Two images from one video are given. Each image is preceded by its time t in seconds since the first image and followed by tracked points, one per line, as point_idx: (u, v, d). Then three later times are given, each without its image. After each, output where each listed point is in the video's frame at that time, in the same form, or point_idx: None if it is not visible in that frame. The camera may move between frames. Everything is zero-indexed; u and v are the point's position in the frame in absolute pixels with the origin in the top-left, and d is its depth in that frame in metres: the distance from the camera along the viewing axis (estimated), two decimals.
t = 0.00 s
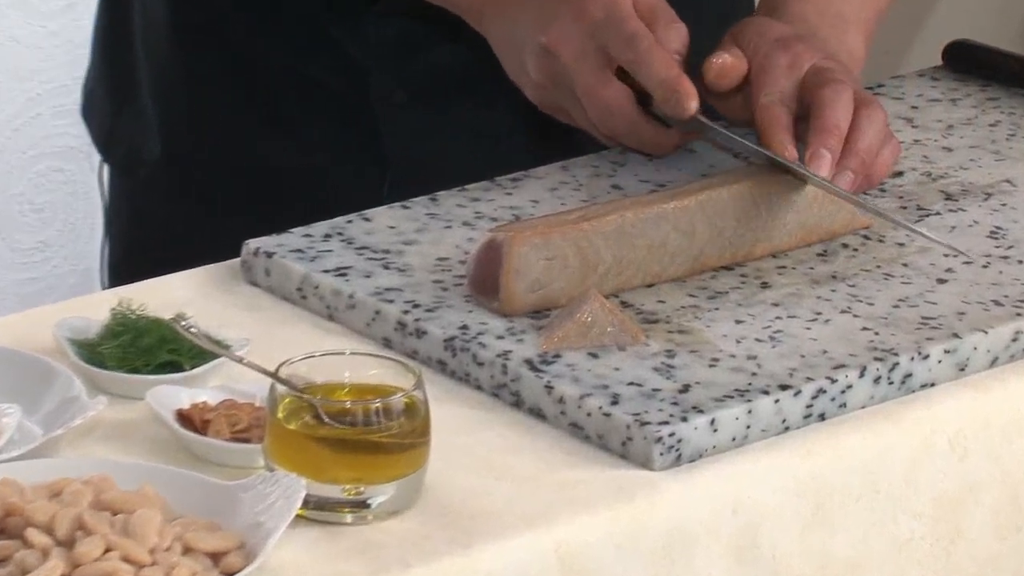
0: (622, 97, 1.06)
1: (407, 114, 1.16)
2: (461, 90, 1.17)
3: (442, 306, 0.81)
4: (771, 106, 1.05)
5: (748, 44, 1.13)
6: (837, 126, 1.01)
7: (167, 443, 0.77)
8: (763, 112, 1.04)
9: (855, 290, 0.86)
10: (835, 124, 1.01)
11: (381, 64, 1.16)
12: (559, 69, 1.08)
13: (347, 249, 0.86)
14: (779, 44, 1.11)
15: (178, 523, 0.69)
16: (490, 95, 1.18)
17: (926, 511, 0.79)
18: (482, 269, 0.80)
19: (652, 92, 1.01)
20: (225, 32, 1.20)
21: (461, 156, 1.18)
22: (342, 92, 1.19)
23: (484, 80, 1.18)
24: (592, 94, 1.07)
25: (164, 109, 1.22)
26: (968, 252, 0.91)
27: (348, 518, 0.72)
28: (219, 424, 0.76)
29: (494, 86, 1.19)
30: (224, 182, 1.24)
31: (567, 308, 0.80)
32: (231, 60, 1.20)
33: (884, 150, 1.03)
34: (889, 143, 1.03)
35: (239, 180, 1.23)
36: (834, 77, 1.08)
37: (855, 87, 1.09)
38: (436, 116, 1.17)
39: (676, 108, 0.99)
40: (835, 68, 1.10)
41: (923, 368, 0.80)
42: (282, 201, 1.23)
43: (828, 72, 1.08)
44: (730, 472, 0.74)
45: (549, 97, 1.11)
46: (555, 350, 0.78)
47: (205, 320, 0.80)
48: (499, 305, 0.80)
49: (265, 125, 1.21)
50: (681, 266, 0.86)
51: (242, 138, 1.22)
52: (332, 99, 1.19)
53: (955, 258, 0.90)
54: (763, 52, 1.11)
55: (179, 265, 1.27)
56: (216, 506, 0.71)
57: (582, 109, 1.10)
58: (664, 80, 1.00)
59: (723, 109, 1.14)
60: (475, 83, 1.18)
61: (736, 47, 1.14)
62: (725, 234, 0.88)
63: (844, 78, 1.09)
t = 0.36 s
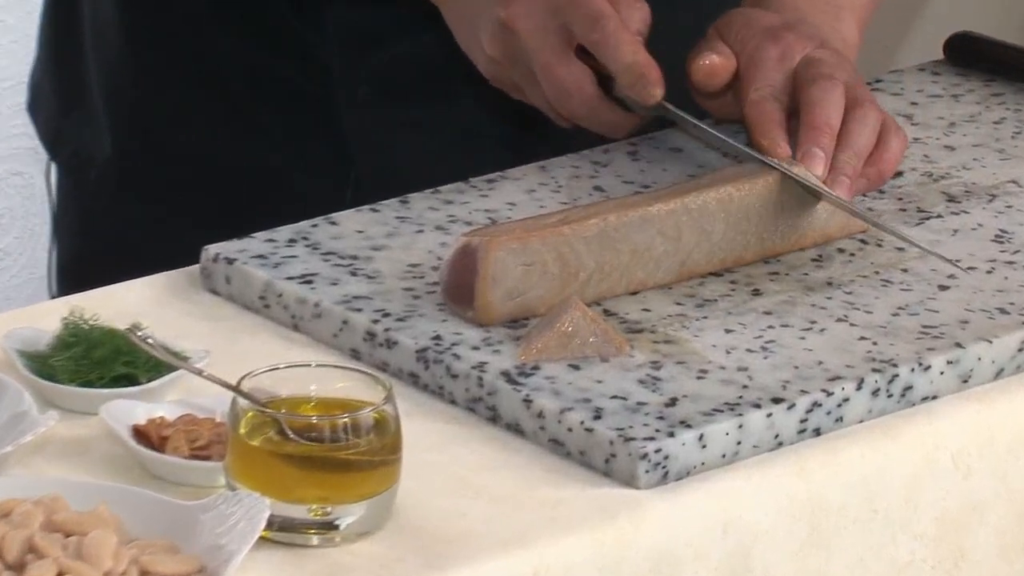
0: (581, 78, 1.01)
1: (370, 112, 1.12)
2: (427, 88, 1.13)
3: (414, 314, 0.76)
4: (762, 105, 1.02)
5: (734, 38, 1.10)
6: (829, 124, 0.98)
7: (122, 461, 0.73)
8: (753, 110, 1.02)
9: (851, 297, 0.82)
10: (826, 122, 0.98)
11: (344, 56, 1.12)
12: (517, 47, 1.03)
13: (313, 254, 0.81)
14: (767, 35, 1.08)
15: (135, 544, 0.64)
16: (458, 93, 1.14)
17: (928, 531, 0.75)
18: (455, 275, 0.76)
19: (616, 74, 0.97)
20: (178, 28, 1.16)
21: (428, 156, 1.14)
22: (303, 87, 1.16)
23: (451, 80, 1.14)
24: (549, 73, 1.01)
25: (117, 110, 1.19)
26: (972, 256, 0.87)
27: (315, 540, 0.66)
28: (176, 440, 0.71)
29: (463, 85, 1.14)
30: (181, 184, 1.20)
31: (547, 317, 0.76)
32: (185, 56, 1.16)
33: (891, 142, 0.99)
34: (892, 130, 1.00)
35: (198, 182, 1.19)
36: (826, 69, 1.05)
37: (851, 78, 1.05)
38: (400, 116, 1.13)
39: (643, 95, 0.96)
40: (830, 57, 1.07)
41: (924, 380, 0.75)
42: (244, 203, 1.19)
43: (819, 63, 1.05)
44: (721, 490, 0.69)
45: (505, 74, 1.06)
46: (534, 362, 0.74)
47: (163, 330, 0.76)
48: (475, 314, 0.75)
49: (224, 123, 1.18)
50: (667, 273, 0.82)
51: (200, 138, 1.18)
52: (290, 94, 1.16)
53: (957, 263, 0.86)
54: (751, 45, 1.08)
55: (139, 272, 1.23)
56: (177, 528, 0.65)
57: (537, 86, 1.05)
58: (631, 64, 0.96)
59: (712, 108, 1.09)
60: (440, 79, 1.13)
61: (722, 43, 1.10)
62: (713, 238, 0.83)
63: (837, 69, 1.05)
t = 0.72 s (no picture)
0: (534, 51, 0.98)
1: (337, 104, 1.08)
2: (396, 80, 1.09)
3: (386, 319, 0.72)
4: (757, 94, 0.99)
5: (729, 24, 1.07)
6: (829, 115, 0.94)
7: (76, 475, 0.68)
8: (749, 98, 0.98)
9: (850, 300, 0.77)
10: (830, 113, 0.95)
11: (312, 42, 1.08)
12: (463, 14, 0.99)
13: (278, 255, 0.77)
14: (763, 20, 1.05)
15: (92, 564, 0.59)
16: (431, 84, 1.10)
17: (933, 548, 0.70)
18: (430, 279, 0.72)
19: (571, 46, 0.94)
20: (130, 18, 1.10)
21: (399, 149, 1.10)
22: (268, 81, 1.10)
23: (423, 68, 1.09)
24: (500, 47, 0.99)
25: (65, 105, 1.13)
26: (979, 256, 0.82)
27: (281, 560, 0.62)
28: (133, 452, 0.67)
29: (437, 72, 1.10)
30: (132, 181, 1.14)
31: (527, 321, 0.71)
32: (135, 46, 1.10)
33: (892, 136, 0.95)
34: (896, 119, 0.97)
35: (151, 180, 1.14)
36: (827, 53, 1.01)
37: (854, 66, 1.02)
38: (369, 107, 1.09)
39: (600, 69, 0.94)
40: (830, 42, 1.03)
41: (929, 388, 0.71)
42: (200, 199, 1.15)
43: (819, 48, 1.02)
44: (712, 504, 0.65)
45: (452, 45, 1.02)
46: (513, 369, 0.70)
47: (118, 335, 0.71)
48: (450, 319, 0.71)
49: (187, 115, 1.12)
50: (656, 275, 0.77)
51: (155, 133, 1.13)
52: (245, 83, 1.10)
53: (963, 264, 0.82)
54: (747, 31, 1.05)
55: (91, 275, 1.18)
56: (135, 546, 0.61)
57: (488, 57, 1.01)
58: (587, 39, 0.93)
59: (707, 101, 1.05)
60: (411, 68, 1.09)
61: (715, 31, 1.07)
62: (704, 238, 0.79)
63: (838, 55, 1.02)
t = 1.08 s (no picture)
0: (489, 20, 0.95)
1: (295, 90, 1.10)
2: (358, 70, 1.10)
3: (356, 330, 0.68)
4: (758, 85, 0.95)
5: (725, 12, 1.03)
6: (830, 110, 0.91)
7: (27, 495, 0.64)
8: (746, 89, 0.95)
9: (850, 307, 0.73)
10: (818, 108, 0.91)
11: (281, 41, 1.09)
12: None
13: (241, 260, 0.73)
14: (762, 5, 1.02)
15: None
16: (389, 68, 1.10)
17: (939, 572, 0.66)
18: (402, 285, 0.68)
19: (532, 21, 0.89)
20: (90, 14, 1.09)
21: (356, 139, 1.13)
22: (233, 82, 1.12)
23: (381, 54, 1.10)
24: (452, 14, 0.96)
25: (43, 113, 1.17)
26: (987, 261, 0.78)
27: None
28: (85, 470, 0.62)
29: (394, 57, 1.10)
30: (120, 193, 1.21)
31: (506, 330, 0.67)
32: (115, 54, 1.10)
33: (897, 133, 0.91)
34: (895, 115, 0.93)
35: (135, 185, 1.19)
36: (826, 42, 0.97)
37: (857, 56, 0.98)
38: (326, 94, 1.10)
39: (562, 45, 0.89)
40: (831, 29, 0.99)
41: (934, 401, 0.67)
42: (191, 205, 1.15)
43: (820, 37, 0.98)
44: (704, 526, 0.61)
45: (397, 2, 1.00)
46: (491, 382, 0.65)
47: (71, 347, 0.67)
48: (423, 328, 0.67)
49: (142, 115, 1.12)
50: (645, 281, 0.73)
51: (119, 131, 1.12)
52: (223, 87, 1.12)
53: (970, 269, 0.77)
54: (744, 19, 1.01)
55: (81, 274, 1.17)
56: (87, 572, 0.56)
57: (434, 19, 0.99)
58: (547, 11, 0.88)
59: (701, 93, 1.01)
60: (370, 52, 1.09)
61: (710, 17, 1.04)
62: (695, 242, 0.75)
63: (840, 43, 0.98)
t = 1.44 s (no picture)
0: None
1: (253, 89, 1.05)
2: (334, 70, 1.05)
3: (319, 345, 0.64)
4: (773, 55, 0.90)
5: None
6: (842, 107, 0.87)
7: None
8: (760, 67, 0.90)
9: (846, 319, 0.69)
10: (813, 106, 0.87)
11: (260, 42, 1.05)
12: None
13: (196, 271, 0.69)
14: None
15: None
16: (354, 67, 1.05)
17: None
18: (368, 297, 0.64)
19: None
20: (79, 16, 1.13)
21: (324, 137, 1.06)
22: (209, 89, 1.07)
23: (347, 52, 1.05)
24: None
25: (4, 119, 1.17)
26: (993, 270, 0.74)
27: None
28: (30, 495, 0.58)
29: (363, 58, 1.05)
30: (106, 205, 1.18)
31: (480, 345, 0.63)
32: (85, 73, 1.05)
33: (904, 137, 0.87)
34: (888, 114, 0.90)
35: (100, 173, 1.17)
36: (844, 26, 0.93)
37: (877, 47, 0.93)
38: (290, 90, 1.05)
39: (516, 19, 0.84)
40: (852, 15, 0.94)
41: (936, 420, 0.63)
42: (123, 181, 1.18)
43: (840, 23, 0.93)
44: (691, 554, 0.57)
45: None
46: (463, 401, 0.61)
47: (17, 364, 0.63)
48: (392, 342, 0.63)
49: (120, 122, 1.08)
50: (629, 289, 0.69)
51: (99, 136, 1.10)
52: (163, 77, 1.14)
53: (973, 279, 0.73)
54: None
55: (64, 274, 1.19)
56: None
57: None
58: None
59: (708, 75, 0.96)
60: (336, 51, 1.05)
61: None
62: (680, 251, 0.71)
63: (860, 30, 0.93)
